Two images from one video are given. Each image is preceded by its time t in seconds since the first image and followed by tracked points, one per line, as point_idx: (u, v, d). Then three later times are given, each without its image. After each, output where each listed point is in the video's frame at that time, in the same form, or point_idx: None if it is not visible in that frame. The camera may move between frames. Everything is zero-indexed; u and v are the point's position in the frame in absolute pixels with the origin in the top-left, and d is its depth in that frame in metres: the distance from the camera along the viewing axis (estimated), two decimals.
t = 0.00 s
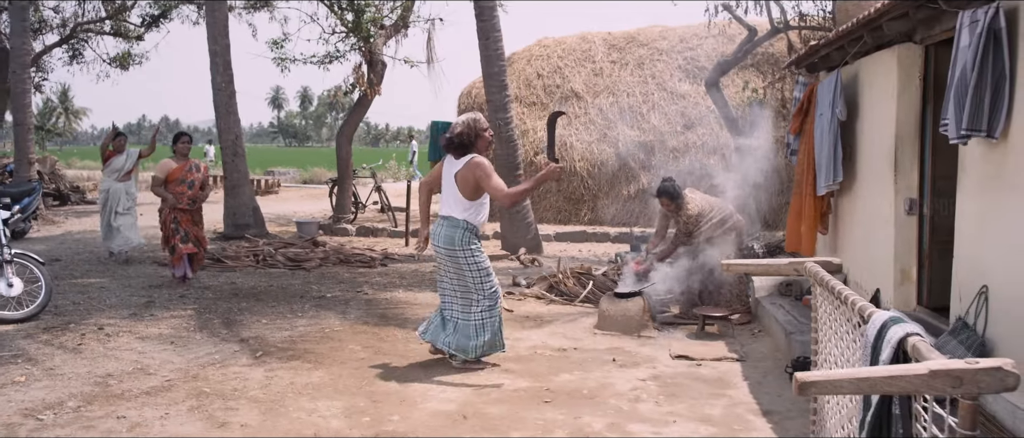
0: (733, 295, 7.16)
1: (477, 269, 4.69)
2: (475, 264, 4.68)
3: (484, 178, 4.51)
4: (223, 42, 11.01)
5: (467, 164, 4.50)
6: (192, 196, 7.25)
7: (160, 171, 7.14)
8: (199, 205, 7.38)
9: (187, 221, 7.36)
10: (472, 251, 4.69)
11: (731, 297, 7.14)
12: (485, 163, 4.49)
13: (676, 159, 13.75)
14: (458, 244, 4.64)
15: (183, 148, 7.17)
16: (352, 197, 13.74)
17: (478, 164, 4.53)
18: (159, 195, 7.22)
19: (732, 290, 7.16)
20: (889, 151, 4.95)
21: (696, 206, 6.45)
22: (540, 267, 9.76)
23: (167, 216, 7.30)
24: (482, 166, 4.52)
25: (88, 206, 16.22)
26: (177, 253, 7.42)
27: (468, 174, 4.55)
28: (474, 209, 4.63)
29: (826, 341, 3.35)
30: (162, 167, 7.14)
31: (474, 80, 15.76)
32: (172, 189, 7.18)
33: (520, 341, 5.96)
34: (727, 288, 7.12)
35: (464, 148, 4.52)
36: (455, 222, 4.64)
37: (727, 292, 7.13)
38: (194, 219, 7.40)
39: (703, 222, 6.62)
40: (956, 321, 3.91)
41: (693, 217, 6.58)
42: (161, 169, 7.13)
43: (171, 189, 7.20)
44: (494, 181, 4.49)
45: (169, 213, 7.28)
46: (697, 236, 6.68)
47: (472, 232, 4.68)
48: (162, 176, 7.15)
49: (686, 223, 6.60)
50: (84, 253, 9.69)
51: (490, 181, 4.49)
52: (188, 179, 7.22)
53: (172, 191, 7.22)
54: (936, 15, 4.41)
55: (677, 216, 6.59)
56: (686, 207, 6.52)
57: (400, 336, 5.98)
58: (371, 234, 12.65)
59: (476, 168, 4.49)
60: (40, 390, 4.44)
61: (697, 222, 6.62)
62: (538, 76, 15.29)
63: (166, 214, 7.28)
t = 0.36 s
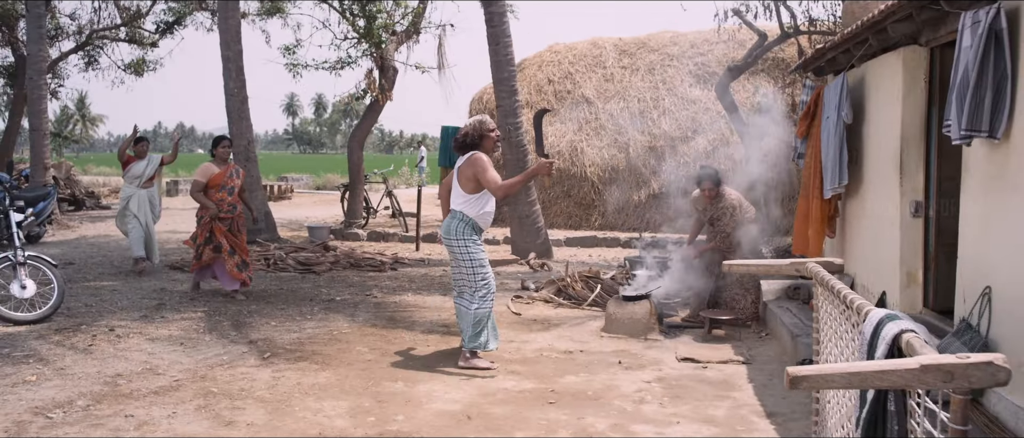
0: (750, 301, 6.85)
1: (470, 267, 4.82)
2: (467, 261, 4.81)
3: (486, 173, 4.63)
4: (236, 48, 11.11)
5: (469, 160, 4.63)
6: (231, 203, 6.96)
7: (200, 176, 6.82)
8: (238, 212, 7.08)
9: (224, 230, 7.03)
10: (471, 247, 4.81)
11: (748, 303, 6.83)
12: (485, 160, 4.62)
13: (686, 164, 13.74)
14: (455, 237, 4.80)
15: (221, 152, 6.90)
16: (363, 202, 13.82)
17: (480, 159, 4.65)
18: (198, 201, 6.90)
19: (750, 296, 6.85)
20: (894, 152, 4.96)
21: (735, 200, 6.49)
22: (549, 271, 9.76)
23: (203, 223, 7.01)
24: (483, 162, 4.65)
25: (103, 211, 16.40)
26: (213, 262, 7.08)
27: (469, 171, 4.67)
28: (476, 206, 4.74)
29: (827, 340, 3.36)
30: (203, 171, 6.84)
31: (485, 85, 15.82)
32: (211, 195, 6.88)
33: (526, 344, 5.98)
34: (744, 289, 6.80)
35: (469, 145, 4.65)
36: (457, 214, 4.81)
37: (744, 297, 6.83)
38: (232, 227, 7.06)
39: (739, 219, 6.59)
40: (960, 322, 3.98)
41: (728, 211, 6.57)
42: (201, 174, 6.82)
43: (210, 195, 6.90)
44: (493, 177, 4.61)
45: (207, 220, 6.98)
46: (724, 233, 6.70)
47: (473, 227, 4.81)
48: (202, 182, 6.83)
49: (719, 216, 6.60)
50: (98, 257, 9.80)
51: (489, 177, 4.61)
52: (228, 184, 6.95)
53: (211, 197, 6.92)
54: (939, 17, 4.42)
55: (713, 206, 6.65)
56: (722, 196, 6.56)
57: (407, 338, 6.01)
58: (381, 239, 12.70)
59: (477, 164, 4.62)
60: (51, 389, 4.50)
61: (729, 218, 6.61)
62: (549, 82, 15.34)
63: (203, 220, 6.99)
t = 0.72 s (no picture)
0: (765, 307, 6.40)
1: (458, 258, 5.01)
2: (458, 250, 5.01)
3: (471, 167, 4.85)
4: (244, 53, 11.18)
5: (459, 155, 4.86)
6: (264, 207, 6.78)
7: (233, 179, 6.65)
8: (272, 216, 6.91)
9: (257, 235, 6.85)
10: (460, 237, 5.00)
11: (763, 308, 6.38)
12: (470, 155, 4.83)
13: (693, 168, 13.72)
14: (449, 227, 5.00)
15: (256, 156, 6.75)
16: (371, 206, 13.85)
17: (468, 154, 4.88)
18: (231, 205, 6.71)
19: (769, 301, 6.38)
20: (898, 155, 4.95)
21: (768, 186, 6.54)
22: (555, 275, 9.76)
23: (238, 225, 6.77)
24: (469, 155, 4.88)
25: (113, 215, 16.51)
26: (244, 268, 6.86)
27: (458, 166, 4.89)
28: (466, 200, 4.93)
29: (828, 341, 3.37)
30: (236, 174, 6.66)
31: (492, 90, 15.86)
32: (244, 199, 6.71)
33: (530, 346, 5.98)
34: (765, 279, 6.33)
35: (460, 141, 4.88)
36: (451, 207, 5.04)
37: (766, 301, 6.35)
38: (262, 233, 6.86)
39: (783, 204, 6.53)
40: (962, 324, 4.05)
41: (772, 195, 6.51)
42: (234, 176, 6.64)
43: (243, 198, 6.72)
44: (477, 172, 4.82)
45: (240, 225, 6.76)
46: (766, 219, 6.58)
47: (464, 219, 4.99)
48: (233, 184, 6.64)
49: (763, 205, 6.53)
50: (107, 260, 9.86)
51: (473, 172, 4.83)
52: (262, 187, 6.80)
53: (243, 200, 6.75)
54: (941, 19, 4.42)
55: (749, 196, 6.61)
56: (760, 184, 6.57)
57: (412, 341, 6.03)
58: (389, 242, 12.73)
59: (464, 158, 4.85)
60: (57, 389, 4.54)
61: (773, 203, 6.52)
62: (556, 86, 15.37)
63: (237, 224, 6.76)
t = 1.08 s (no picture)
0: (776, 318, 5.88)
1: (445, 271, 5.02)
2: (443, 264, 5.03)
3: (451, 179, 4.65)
4: (248, 57, 11.21)
5: (440, 167, 4.67)
6: (296, 212, 6.78)
7: (265, 184, 6.62)
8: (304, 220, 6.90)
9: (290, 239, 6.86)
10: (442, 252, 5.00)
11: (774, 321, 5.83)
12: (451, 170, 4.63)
13: (696, 171, 13.71)
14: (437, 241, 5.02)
15: (285, 158, 6.65)
16: (374, 210, 13.87)
17: (450, 165, 4.68)
18: (264, 210, 6.72)
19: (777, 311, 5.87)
20: (898, 158, 4.95)
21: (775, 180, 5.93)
22: (557, 278, 9.76)
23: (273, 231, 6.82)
24: (451, 167, 4.67)
25: (118, 218, 16.57)
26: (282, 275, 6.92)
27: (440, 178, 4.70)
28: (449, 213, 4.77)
29: (828, 344, 3.39)
30: (268, 179, 6.64)
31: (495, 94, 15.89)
32: (277, 204, 6.71)
33: (531, 349, 5.98)
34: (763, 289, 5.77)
35: (444, 150, 4.68)
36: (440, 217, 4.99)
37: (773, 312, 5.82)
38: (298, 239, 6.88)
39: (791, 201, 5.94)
40: (963, 327, 4.05)
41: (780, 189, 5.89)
42: (265, 181, 6.62)
43: (275, 203, 6.71)
44: (455, 187, 4.63)
45: (275, 230, 6.79)
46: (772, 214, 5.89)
47: (451, 232, 4.95)
48: (267, 190, 6.63)
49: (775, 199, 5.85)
50: (111, 264, 9.89)
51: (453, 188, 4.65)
52: (293, 191, 6.78)
53: (276, 206, 6.74)
54: (941, 22, 4.43)
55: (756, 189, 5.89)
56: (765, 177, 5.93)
57: (413, 344, 6.04)
58: (392, 246, 12.74)
59: (444, 170, 4.65)
60: (59, 392, 4.56)
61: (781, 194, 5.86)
62: (559, 89, 15.39)
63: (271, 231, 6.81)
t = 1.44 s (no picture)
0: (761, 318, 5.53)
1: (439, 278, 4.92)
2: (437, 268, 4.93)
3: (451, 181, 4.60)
4: (252, 58, 11.23)
5: (438, 170, 4.64)
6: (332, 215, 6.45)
7: (300, 184, 6.31)
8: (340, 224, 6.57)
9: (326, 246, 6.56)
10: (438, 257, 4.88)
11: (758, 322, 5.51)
12: (450, 167, 4.60)
13: (700, 173, 13.67)
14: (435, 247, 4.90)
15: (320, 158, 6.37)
16: (378, 211, 13.89)
17: (447, 167, 4.64)
18: (298, 211, 6.39)
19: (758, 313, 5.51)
20: (901, 160, 4.94)
21: (771, 183, 5.47)
22: (561, 280, 9.75)
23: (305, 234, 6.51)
24: (449, 168, 4.63)
25: (123, 220, 16.64)
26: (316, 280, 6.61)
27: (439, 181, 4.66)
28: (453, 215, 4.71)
29: (831, 346, 3.39)
30: (303, 179, 6.33)
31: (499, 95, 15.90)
32: (312, 205, 6.39)
33: (534, 351, 5.98)
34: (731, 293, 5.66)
35: (439, 153, 4.65)
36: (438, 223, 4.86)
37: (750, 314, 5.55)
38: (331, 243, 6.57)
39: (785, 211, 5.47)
40: (965, 329, 4.05)
41: (774, 195, 5.43)
42: (300, 182, 6.31)
43: (310, 204, 6.39)
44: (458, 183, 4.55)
45: (309, 234, 6.46)
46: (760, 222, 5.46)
47: (446, 237, 4.81)
48: (301, 190, 6.31)
49: (763, 204, 5.42)
50: (115, 265, 9.93)
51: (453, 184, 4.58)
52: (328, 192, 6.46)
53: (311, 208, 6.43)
54: (945, 24, 4.42)
55: (747, 188, 5.48)
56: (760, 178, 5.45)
57: (416, 346, 6.04)
58: (396, 247, 12.76)
59: (442, 172, 4.61)
60: (63, 393, 4.58)
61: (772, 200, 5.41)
62: (563, 91, 15.40)
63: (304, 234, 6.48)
